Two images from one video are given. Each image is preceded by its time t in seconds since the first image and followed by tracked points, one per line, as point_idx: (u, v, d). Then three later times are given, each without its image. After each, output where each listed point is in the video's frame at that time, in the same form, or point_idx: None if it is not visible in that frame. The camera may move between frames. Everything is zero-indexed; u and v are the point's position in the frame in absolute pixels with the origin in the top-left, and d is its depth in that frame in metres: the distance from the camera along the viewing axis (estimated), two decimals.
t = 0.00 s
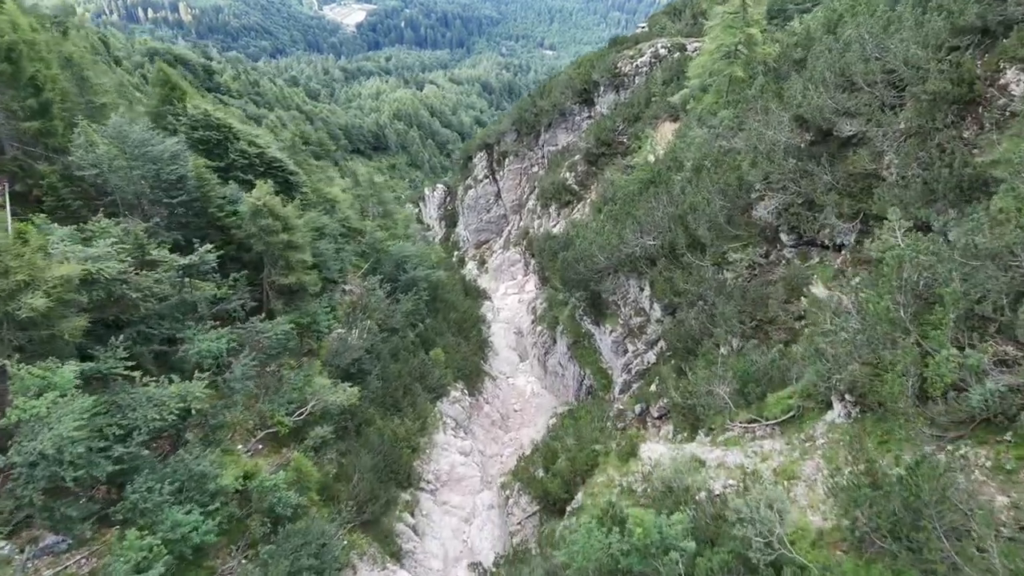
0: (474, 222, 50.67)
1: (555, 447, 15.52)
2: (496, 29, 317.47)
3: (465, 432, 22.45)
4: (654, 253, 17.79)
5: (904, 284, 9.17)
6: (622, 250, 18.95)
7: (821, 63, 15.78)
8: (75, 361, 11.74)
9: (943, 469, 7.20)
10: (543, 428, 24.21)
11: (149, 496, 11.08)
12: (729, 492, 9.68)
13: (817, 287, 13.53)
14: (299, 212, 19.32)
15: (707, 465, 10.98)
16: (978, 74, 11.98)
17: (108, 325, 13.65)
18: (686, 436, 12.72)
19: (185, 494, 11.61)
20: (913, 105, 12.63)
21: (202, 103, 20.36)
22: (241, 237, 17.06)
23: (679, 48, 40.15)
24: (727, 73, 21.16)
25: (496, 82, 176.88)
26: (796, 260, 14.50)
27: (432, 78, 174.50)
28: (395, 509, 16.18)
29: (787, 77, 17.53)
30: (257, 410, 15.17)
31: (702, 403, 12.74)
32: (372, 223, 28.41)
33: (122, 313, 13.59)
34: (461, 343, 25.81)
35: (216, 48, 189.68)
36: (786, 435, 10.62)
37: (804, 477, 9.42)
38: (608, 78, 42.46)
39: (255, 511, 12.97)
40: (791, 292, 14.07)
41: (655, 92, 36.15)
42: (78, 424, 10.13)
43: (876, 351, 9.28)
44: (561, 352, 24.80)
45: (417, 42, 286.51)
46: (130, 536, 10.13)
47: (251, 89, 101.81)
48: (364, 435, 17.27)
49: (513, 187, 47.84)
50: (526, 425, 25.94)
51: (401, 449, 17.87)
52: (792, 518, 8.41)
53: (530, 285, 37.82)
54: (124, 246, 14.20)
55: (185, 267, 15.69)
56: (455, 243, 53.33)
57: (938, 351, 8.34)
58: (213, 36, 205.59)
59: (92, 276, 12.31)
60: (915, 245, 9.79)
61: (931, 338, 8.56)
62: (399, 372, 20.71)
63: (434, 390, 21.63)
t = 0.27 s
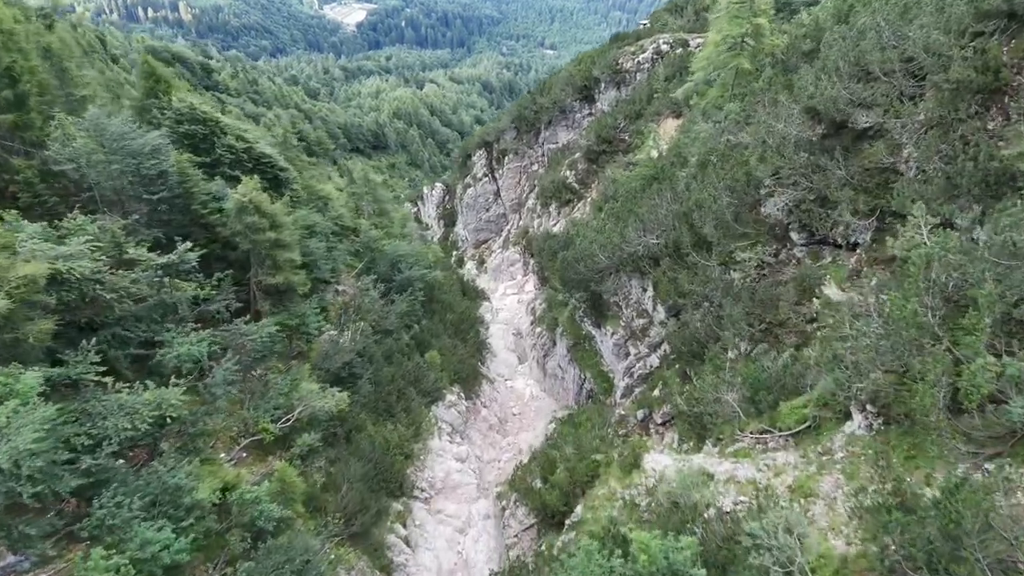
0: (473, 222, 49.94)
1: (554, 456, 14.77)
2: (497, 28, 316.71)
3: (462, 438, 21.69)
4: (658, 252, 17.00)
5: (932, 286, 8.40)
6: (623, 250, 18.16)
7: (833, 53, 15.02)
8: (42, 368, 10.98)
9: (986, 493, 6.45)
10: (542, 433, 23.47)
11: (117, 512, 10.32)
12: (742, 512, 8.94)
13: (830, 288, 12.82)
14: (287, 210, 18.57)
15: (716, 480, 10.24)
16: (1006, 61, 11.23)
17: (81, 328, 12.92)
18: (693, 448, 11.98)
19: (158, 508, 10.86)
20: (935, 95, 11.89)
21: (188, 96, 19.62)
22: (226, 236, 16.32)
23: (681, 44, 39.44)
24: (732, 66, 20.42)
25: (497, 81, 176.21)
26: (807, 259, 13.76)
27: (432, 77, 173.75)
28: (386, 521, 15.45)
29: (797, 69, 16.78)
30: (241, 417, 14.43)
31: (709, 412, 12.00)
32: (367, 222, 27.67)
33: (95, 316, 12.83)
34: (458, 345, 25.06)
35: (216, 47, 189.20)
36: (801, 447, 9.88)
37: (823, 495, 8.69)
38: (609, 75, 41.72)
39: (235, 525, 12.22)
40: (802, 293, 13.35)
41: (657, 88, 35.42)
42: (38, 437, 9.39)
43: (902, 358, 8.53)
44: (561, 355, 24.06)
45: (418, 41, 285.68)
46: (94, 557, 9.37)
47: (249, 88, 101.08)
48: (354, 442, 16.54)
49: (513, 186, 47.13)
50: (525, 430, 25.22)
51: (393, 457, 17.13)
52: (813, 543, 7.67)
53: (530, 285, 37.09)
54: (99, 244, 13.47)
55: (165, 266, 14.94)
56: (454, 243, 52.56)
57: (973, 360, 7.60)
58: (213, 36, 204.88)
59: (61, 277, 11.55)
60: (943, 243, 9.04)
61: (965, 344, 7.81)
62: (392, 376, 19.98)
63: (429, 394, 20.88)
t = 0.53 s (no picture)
0: (472, 220, 49.20)
1: (553, 464, 14.05)
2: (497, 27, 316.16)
3: (458, 443, 20.94)
4: (661, 251, 16.25)
5: (965, 286, 7.65)
6: (625, 248, 17.40)
7: (847, 40, 14.28)
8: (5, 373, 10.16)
9: None
10: (541, 437, 22.76)
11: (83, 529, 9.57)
12: (757, 532, 8.22)
13: (845, 288, 12.09)
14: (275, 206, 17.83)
15: (726, 495, 9.51)
16: None
17: (52, 330, 12.17)
18: (699, 459, 11.26)
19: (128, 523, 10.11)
20: (959, 82, 11.17)
21: (173, 87, 18.88)
22: (210, 233, 15.61)
23: (684, 39, 38.72)
24: (738, 58, 19.69)
25: (497, 80, 175.48)
26: (819, 258, 13.02)
27: (433, 76, 172.99)
28: (376, 532, 14.75)
29: (807, 59, 16.05)
30: (223, 423, 13.72)
31: (717, 420, 11.27)
32: (361, 220, 26.94)
33: (67, 317, 12.11)
34: (455, 346, 24.32)
35: (215, 46, 188.53)
36: (817, 460, 9.16)
37: (845, 514, 7.98)
38: (610, 70, 40.99)
39: (213, 540, 11.48)
40: (814, 293, 12.63)
41: (659, 83, 34.70)
42: None
43: (931, 365, 7.80)
44: (560, 357, 23.34)
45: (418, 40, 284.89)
46: None
47: (248, 86, 100.39)
48: (344, 449, 15.82)
49: (512, 184, 46.52)
50: (523, 433, 24.53)
51: (385, 464, 16.40)
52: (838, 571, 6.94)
53: (529, 284, 36.40)
54: (72, 241, 12.74)
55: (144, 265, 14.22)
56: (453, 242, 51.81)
57: (1014, 367, 6.89)
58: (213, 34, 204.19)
59: (27, 275, 10.76)
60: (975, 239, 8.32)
61: (1004, 350, 7.10)
62: (384, 379, 19.25)
63: (423, 397, 20.16)
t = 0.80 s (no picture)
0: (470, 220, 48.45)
1: (551, 475, 13.30)
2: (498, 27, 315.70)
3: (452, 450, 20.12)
4: (665, 250, 15.46)
5: (1004, 288, 6.89)
6: (627, 247, 16.63)
7: (860, 28, 13.55)
8: None
9: None
10: (540, 442, 21.94)
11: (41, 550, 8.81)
12: (774, 558, 7.49)
13: (860, 288, 11.64)
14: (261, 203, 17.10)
15: (736, 514, 8.78)
16: None
17: (17, 334, 11.30)
18: (706, 473, 10.52)
19: (94, 542, 9.36)
20: (985, 70, 10.47)
21: (157, 79, 18.14)
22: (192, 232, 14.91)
23: (687, 35, 38.00)
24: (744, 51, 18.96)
25: (498, 80, 174.80)
26: (831, 256, 12.45)
27: (433, 76, 172.19)
28: (365, 545, 14.01)
29: (818, 49, 15.32)
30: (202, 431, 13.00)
31: (726, 430, 10.53)
32: (355, 219, 26.21)
33: (33, 319, 11.12)
34: (450, 348, 23.58)
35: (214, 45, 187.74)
36: (835, 477, 8.44)
37: (870, 539, 7.27)
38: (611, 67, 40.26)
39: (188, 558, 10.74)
40: (828, 295, 11.89)
41: (661, 80, 33.97)
42: None
43: (966, 376, 7.07)
44: (559, 359, 22.61)
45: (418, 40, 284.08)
46: None
47: (246, 85, 99.59)
48: (332, 457, 15.11)
49: (511, 183, 46.17)
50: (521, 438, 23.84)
51: (375, 472, 15.68)
52: None
53: (528, 285, 35.71)
54: (43, 239, 11.99)
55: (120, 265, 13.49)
56: (451, 242, 51.05)
57: None
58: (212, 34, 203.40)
59: None
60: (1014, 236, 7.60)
61: None
62: (376, 383, 18.53)
63: (417, 402, 19.41)
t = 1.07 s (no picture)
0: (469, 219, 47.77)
1: (549, 486, 12.62)
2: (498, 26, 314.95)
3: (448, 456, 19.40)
4: (669, 249, 14.71)
5: None
6: (629, 245, 15.87)
7: (877, 15, 12.84)
8: None
9: None
10: (539, 447, 21.21)
11: None
12: None
13: (878, 288, 10.93)
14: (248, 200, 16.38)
15: (750, 536, 8.08)
16: None
17: None
18: (715, 487, 9.83)
19: (57, 562, 8.67)
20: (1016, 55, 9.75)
21: (141, 72, 17.46)
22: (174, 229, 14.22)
23: (689, 31, 37.31)
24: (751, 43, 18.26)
25: (498, 79, 174.08)
26: (845, 256, 11.74)
27: (433, 75, 171.39)
28: (354, 559, 13.31)
29: (830, 39, 14.63)
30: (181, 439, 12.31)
31: (736, 441, 9.84)
32: (350, 217, 25.52)
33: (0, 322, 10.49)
34: (447, 350, 22.88)
35: (214, 44, 187.20)
36: (858, 495, 7.75)
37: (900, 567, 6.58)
38: (613, 64, 39.57)
39: None
40: (843, 296, 11.20)
41: (664, 76, 33.28)
42: None
43: (1009, 387, 6.38)
44: (558, 362, 21.89)
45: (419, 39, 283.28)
46: None
47: (245, 84, 98.92)
48: (320, 465, 14.42)
49: (511, 182, 45.44)
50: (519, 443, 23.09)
51: (366, 481, 15.00)
52: None
53: (528, 285, 34.96)
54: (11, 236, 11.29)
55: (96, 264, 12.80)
56: (450, 241, 50.34)
57: None
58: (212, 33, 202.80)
59: None
60: None
61: None
62: (368, 387, 17.84)
63: (411, 407, 18.72)
